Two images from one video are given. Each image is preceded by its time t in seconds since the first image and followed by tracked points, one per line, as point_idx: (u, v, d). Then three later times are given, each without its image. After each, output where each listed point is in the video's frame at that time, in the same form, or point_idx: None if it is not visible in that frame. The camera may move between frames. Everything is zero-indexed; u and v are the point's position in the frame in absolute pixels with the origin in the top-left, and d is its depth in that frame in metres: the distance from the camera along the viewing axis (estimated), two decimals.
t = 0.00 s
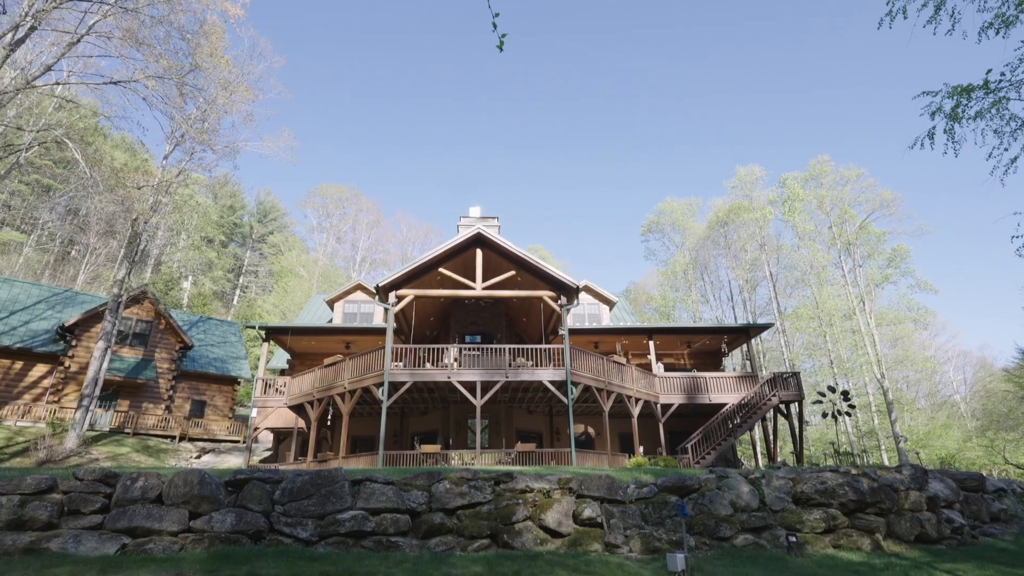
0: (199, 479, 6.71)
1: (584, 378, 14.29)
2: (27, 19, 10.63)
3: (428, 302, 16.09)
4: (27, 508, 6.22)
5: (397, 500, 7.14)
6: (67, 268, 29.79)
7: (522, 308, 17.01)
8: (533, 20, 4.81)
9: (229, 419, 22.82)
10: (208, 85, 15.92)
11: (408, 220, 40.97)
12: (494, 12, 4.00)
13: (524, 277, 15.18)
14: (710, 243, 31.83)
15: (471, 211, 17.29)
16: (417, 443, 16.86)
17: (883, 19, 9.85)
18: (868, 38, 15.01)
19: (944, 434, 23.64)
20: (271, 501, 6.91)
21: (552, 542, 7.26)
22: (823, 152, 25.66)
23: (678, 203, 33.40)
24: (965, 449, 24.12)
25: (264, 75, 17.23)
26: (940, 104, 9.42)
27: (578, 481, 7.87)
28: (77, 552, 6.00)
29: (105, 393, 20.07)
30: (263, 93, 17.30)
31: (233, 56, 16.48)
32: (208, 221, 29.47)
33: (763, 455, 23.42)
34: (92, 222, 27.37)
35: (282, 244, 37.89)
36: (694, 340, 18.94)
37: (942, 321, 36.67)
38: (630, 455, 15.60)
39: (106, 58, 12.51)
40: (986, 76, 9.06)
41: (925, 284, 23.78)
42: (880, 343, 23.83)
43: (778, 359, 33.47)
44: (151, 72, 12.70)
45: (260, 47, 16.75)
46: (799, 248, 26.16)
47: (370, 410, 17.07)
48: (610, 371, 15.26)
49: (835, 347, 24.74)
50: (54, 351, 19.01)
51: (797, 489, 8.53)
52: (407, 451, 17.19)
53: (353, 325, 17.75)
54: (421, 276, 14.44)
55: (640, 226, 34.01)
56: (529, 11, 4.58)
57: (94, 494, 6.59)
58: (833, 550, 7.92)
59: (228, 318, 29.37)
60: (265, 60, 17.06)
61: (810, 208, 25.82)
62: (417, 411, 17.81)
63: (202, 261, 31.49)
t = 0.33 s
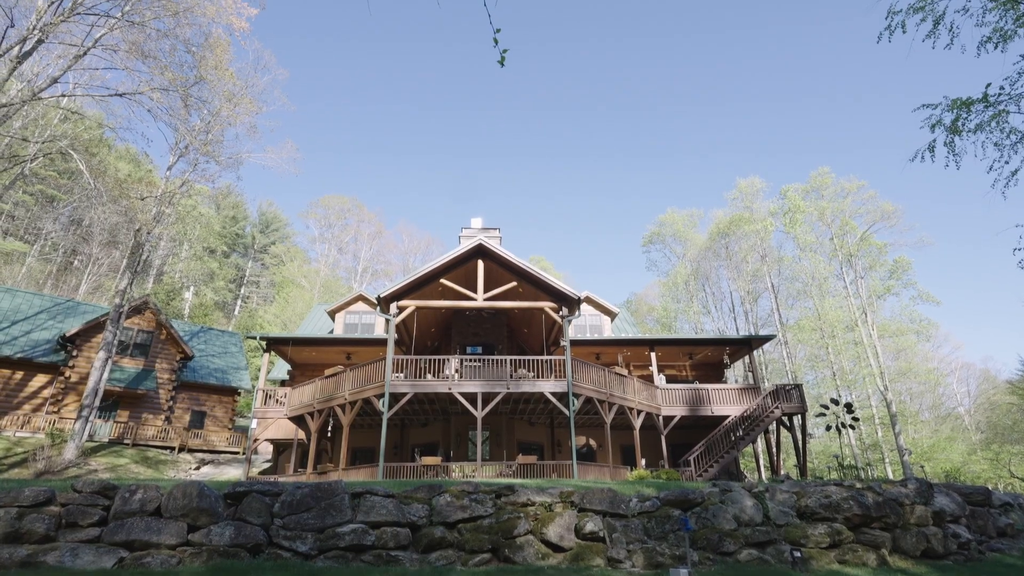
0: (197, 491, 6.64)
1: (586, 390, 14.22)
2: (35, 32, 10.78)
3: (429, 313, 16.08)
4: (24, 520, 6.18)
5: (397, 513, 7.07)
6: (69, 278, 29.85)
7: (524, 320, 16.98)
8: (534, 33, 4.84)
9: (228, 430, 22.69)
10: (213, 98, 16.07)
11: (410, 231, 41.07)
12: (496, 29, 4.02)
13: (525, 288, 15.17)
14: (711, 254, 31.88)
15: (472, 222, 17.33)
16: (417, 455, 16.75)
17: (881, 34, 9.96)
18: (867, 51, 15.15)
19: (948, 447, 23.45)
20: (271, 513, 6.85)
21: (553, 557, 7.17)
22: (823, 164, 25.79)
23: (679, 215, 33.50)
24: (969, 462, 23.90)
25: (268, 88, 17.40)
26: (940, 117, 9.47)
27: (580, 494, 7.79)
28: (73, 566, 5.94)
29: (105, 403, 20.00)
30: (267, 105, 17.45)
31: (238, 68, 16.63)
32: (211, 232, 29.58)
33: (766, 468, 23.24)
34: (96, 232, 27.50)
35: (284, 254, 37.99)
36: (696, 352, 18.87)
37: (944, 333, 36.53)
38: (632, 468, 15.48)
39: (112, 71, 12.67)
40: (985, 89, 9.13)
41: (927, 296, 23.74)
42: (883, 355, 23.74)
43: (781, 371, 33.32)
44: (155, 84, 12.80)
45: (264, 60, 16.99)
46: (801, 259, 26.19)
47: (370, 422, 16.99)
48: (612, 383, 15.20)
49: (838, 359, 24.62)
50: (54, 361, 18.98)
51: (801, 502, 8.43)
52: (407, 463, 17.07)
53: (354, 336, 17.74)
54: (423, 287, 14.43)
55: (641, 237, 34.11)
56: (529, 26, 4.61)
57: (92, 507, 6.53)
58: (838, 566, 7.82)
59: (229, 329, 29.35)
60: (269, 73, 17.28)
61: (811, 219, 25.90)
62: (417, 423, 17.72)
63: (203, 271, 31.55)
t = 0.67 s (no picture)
0: (197, 507, 6.57)
1: (588, 403, 14.13)
2: (42, 49, 10.96)
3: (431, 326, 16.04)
4: (21, 537, 6.11)
5: (398, 530, 6.98)
6: (71, 291, 29.90)
7: (526, 332, 16.94)
8: (536, 47, 4.91)
9: (228, 444, 22.54)
10: (217, 113, 16.24)
11: (411, 244, 41.18)
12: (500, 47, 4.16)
13: (528, 301, 15.12)
14: (712, 266, 31.90)
15: (474, 235, 17.37)
16: (418, 469, 16.62)
17: (880, 49, 10.08)
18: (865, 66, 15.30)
19: (954, 461, 23.20)
20: (270, 530, 6.76)
21: (556, 574, 7.06)
22: (824, 177, 25.91)
23: (680, 227, 33.60)
24: (976, 476, 23.62)
25: (271, 103, 17.59)
26: (940, 130, 9.53)
27: (583, 510, 7.70)
28: None
29: (104, 417, 19.91)
30: (270, 120, 17.62)
31: (242, 84, 16.81)
32: (213, 245, 29.67)
33: (771, 482, 23.00)
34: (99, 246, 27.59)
35: (286, 267, 38.10)
36: (698, 365, 18.78)
37: (948, 346, 36.36)
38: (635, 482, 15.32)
39: (118, 86, 12.82)
40: (984, 103, 9.20)
41: (930, 308, 23.68)
42: (887, 368, 23.61)
43: (784, 384, 33.12)
44: (160, 100, 12.94)
45: (268, 75, 17.19)
46: (803, 272, 26.20)
47: (371, 435, 16.87)
48: (614, 396, 15.12)
49: (841, 372, 24.46)
50: (55, 375, 18.92)
51: (807, 518, 8.32)
52: (407, 478, 16.93)
53: (356, 349, 17.70)
54: (424, 300, 14.41)
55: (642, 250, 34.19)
56: (530, 40, 4.68)
57: (90, 523, 6.46)
58: None
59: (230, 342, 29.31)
60: (272, 88, 17.46)
61: (812, 232, 25.97)
62: (418, 436, 17.59)
63: (206, 284, 31.64)
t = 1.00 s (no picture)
0: (196, 527, 6.46)
1: (590, 421, 14.01)
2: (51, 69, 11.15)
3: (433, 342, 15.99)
4: (18, 558, 6.06)
5: (398, 551, 6.88)
6: (74, 307, 29.99)
7: (527, 349, 16.90)
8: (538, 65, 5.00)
9: (228, 461, 22.33)
10: (222, 131, 16.46)
11: (413, 260, 41.29)
12: (506, 69, 4.22)
13: (530, 318, 15.10)
14: (714, 282, 31.91)
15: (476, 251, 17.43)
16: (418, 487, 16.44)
17: (879, 68, 10.20)
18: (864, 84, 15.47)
19: (962, 479, 22.86)
20: (270, 551, 6.66)
21: None
22: (825, 193, 26.03)
23: (681, 243, 33.68)
24: (985, 495, 23.26)
25: (276, 121, 17.80)
26: (940, 147, 9.59)
27: (587, 530, 7.56)
28: None
29: (104, 434, 19.81)
30: (275, 138, 17.83)
31: (247, 102, 17.04)
32: (216, 261, 29.75)
33: (777, 501, 22.69)
34: (102, 262, 27.71)
35: (288, 283, 38.20)
36: (701, 382, 18.67)
37: (952, 362, 36.13)
38: (639, 501, 15.12)
39: (125, 105, 12.99)
40: (983, 120, 9.27)
41: (933, 324, 23.59)
42: (891, 384, 23.42)
43: (788, 401, 32.85)
44: (166, 118, 13.05)
45: (273, 94, 17.42)
46: (805, 287, 26.18)
47: (372, 453, 16.73)
48: (617, 414, 15.01)
49: (846, 388, 24.27)
50: (55, 392, 18.85)
51: (814, 539, 8.17)
52: (408, 496, 16.73)
53: (357, 366, 17.64)
54: (426, 316, 14.39)
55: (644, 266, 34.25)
56: (533, 57, 4.75)
57: (88, 543, 6.37)
58: None
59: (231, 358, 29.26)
60: (277, 107, 17.67)
61: (813, 247, 26.00)
62: (419, 454, 17.43)
63: (208, 301, 31.72)
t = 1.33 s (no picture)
0: (194, 547, 6.35)
1: (593, 437, 13.89)
2: (59, 88, 11.30)
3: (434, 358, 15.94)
4: None
5: (399, 571, 6.77)
6: (76, 323, 30.01)
7: (529, 365, 16.84)
8: (542, 83, 5.09)
9: (227, 479, 22.09)
10: (226, 148, 16.64)
11: (415, 276, 41.34)
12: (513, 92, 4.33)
13: (532, 334, 15.10)
14: (716, 297, 31.87)
15: (477, 266, 17.45)
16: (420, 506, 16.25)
17: (877, 85, 10.35)
18: (862, 102, 15.65)
19: (970, 497, 22.54)
20: (269, 571, 6.56)
21: None
22: (826, 209, 26.15)
23: (683, 258, 33.72)
24: (994, 513, 22.90)
25: (280, 138, 17.98)
26: (940, 163, 9.67)
27: (590, 550, 7.43)
28: None
29: (103, 451, 19.64)
30: (279, 155, 17.99)
31: (252, 120, 17.24)
32: (219, 277, 29.80)
33: (782, 519, 22.39)
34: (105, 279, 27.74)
35: (290, 299, 38.23)
36: (704, 398, 18.55)
37: (957, 378, 35.91)
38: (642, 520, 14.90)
39: (131, 123, 13.17)
40: (981, 137, 9.36)
41: (937, 340, 23.51)
42: (896, 400, 23.25)
43: (792, 417, 32.59)
44: (171, 136, 13.20)
45: (277, 112, 17.65)
46: (808, 302, 26.15)
47: (372, 470, 16.55)
48: (620, 430, 14.88)
49: (850, 404, 24.08)
50: (55, 408, 18.75)
51: (821, 559, 8.03)
52: (409, 515, 16.53)
53: (359, 382, 17.57)
54: (428, 332, 14.37)
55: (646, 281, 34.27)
56: (538, 76, 4.85)
57: (85, 563, 6.28)
58: None
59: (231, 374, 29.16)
60: (281, 125, 17.89)
61: (815, 262, 26.04)
62: (420, 471, 17.26)
63: (210, 317, 31.72)
